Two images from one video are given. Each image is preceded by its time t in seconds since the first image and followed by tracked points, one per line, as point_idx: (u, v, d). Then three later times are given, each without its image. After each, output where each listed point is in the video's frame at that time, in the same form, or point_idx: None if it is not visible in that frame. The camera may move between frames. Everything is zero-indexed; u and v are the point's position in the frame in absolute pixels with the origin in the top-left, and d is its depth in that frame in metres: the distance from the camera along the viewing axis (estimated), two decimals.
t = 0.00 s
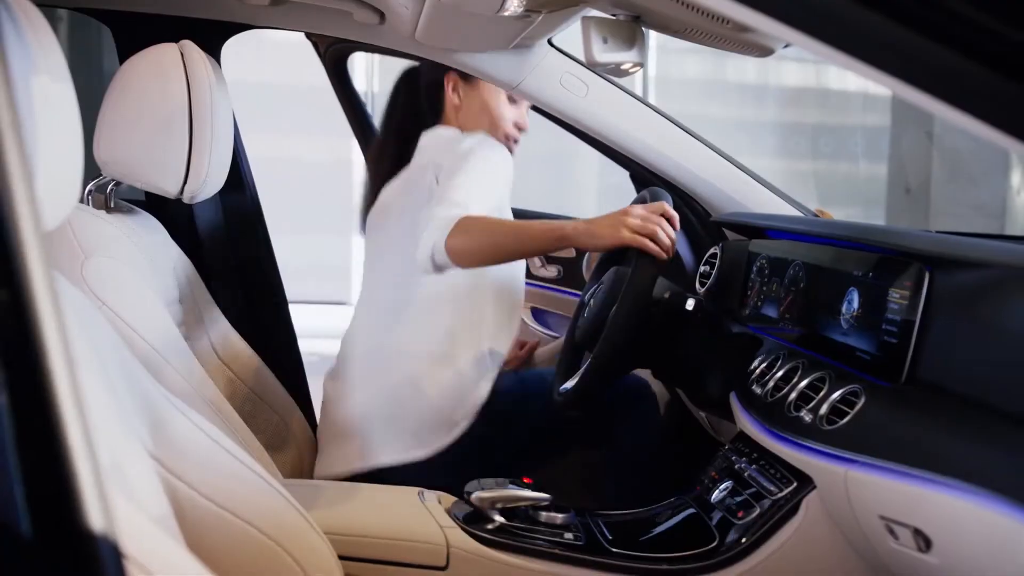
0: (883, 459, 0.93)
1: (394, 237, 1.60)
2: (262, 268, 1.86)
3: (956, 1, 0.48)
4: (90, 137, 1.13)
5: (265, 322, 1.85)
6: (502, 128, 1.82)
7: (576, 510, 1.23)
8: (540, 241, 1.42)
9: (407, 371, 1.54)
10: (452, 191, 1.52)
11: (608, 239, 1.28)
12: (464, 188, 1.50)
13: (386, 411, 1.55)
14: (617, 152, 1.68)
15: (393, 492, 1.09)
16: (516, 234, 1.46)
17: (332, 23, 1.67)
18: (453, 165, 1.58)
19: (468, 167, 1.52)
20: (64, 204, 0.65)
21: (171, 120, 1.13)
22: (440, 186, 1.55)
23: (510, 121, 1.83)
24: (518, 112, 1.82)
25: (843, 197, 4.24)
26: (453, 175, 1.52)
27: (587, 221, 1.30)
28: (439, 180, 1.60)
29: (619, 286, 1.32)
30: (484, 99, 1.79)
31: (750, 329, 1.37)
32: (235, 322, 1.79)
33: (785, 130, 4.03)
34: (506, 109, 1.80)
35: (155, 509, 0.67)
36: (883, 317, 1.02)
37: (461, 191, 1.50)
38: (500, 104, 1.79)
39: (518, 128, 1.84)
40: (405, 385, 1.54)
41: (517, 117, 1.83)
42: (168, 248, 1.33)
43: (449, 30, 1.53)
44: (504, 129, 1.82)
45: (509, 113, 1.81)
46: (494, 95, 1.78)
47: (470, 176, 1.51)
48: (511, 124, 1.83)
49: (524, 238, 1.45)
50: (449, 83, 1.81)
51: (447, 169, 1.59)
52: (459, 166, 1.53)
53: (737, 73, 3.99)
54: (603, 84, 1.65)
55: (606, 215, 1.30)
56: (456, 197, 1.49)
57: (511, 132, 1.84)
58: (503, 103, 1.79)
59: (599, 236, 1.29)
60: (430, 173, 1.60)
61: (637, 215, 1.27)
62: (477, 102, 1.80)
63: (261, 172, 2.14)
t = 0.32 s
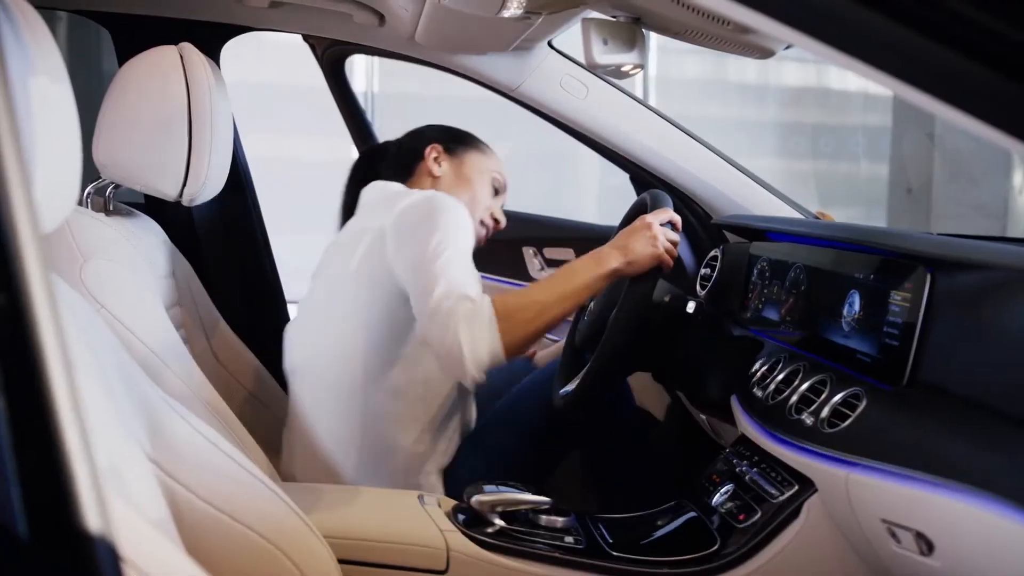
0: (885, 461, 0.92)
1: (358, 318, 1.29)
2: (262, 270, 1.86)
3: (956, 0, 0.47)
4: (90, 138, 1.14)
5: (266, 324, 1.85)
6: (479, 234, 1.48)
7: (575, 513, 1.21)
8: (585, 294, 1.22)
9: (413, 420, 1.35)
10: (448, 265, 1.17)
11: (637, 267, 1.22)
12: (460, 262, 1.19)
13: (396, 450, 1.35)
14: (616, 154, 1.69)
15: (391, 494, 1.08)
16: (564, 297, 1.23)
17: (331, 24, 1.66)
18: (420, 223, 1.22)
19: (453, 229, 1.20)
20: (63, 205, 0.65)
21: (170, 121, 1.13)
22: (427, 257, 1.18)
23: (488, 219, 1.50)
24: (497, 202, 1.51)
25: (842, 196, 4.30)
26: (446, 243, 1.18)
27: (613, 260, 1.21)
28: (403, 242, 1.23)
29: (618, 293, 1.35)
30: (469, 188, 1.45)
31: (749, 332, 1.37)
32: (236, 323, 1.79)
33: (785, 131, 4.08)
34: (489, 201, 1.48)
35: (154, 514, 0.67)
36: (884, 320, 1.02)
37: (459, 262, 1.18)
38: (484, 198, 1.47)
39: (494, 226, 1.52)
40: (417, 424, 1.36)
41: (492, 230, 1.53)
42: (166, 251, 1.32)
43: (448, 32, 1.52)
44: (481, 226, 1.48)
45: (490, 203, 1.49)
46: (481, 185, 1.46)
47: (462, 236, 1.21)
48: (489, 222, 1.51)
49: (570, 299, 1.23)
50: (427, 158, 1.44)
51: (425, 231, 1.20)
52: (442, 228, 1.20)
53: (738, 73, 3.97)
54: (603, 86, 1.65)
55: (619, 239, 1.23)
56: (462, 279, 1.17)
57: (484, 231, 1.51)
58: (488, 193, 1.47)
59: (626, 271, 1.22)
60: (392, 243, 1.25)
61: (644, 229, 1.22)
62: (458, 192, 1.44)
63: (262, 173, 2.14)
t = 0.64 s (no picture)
0: (888, 462, 0.91)
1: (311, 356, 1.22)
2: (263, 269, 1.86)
3: None
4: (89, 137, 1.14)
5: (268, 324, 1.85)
6: (433, 250, 1.35)
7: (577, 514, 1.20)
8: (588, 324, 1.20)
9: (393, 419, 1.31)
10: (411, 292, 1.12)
11: (638, 279, 1.21)
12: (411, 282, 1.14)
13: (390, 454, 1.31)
14: (617, 154, 1.68)
15: (391, 495, 1.07)
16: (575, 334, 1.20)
17: (331, 23, 1.66)
18: (349, 257, 1.14)
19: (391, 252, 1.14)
20: (60, 206, 0.64)
21: (169, 119, 1.13)
22: (382, 292, 1.12)
23: (447, 236, 1.35)
24: (463, 214, 1.36)
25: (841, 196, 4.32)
26: (392, 272, 1.12)
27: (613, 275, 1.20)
28: (336, 278, 1.15)
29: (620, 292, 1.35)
30: (423, 197, 1.31)
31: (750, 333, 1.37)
32: (237, 323, 1.79)
33: (787, 130, 4.08)
34: (449, 216, 1.34)
35: (152, 516, 0.66)
36: (887, 320, 1.01)
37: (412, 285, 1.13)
38: (442, 214, 1.33)
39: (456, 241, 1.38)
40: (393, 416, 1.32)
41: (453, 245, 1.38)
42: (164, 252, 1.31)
43: (448, 31, 1.52)
44: (434, 245, 1.34)
45: (452, 218, 1.34)
46: (439, 200, 1.32)
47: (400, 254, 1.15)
48: (449, 237, 1.37)
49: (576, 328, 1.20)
50: (383, 164, 1.30)
51: (360, 266, 1.13)
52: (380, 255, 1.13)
53: (740, 72, 3.88)
54: (604, 85, 1.65)
55: (617, 250, 1.21)
56: (426, 307, 1.12)
57: (442, 248, 1.38)
58: (449, 208, 1.33)
59: (626, 282, 1.21)
60: (320, 284, 1.17)
61: (643, 236, 1.20)
62: (413, 205, 1.31)
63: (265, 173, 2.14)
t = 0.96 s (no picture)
0: (892, 463, 0.91)
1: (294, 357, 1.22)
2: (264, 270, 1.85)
3: None
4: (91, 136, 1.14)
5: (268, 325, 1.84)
6: (434, 233, 1.32)
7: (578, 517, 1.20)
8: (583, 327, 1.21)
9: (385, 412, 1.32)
10: (385, 293, 1.13)
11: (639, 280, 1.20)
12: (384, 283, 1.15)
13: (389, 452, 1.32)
14: (617, 154, 1.68)
15: (391, 496, 1.07)
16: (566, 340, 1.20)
17: (332, 24, 1.66)
18: (319, 263, 1.15)
19: (359, 256, 1.15)
20: (59, 206, 0.64)
21: (169, 119, 1.13)
22: (355, 297, 1.12)
23: (446, 217, 1.32)
24: (462, 192, 1.32)
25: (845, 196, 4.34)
26: (363, 276, 1.13)
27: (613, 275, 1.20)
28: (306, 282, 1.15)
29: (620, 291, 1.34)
30: (414, 180, 1.28)
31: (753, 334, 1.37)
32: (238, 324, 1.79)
33: (789, 130, 4.09)
34: (445, 197, 1.30)
35: (151, 518, 0.66)
36: (890, 321, 1.01)
37: (386, 288, 1.15)
38: (437, 196, 1.29)
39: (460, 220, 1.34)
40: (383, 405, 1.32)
41: (457, 225, 1.35)
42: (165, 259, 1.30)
43: (449, 30, 1.51)
44: (432, 228, 1.31)
45: (449, 198, 1.31)
46: (432, 181, 1.29)
47: (370, 257, 1.17)
48: (451, 217, 1.33)
49: (570, 332, 1.20)
50: (372, 148, 1.29)
51: (331, 272, 1.14)
52: (350, 260, 1.14)
53: (743, 73, 3.89)
54: (605, 85, 1.64)
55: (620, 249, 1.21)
56: (402, 308, 1.14)
57: (446, 228, 1.35)
58: (444, 189, 1.30)
59: (626, 282, 1.20)
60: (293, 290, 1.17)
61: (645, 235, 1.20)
62: (405, 189, 1.29)
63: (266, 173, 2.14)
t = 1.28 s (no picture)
0: (895, 465, 0.91)
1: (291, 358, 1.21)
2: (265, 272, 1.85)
3: None
4: (91, 137, 1.14)
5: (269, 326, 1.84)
6: (432, 214, 1.31)
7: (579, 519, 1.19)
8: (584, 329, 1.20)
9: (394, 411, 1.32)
10: (381, 295, 1.13)
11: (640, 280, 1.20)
12: (380, 284, 1.15)
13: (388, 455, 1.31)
14: (619, 155, 1.67)
15: (391, 499, 1.06)
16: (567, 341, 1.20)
17: (333, 25, 1.65)
18: (311, 266, 1.14)
19: (353, 258, 1.15)
20: (57, 207, 0.63)
21: (169, 119, 1.12)
22: (350, 300, 1.12)
23: (441, 197, 1.31)
24: (452, 169, 1.31)
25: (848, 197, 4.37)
26: (358, 278, 1.13)
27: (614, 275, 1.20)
28: (298, 286, 1.15)
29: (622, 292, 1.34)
30: (400, 168, 1.28)
31: (755, 335, 1.36)
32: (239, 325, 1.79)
33: (792, 131, 4.09)
34: (435, 178, 1.29)
35: (149, 521, 0.65)
36: (892, 323, 1.00)
37: (381, 289, 1.14)
38: (426, 178, 1.28)
39: (456, 198, 1.33)
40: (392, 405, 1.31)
41: (454, 203, 1.34)
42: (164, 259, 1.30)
43: (449, 31, 1.51)
44: (429, 211, 1.30)
45: (439, 178, 1.30)
46: (419, 164, 1.28)
47: (364, 259, 1.16)
48: (447, 198, 1.32)
49: (570, 333, 1.20)
50: (354, 141, 1.28)
51: (325, 275, 1.13)
52: (344, 262, 1.14)
53: (744, 73, 3.89)
54: (608, 85, 1.63)
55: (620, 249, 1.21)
56: (398, 310, 1.14)
57: (445, 209, 1.34)
58: (433, 171, 1.29)
59: (627, 282, 1.20)
60: (286, 294, 1.17)
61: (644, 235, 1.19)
62: (393, 176, 1.28)
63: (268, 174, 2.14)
